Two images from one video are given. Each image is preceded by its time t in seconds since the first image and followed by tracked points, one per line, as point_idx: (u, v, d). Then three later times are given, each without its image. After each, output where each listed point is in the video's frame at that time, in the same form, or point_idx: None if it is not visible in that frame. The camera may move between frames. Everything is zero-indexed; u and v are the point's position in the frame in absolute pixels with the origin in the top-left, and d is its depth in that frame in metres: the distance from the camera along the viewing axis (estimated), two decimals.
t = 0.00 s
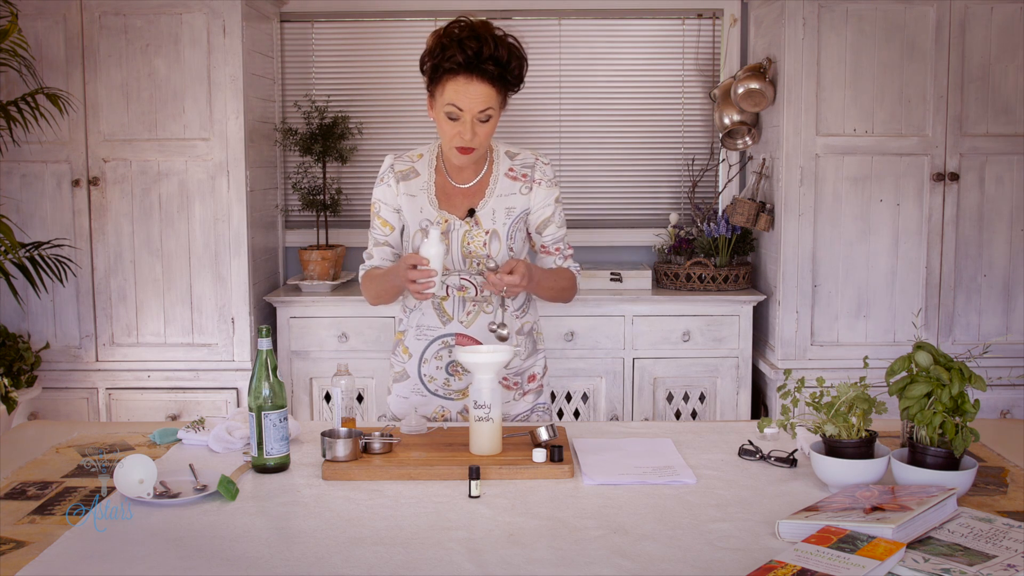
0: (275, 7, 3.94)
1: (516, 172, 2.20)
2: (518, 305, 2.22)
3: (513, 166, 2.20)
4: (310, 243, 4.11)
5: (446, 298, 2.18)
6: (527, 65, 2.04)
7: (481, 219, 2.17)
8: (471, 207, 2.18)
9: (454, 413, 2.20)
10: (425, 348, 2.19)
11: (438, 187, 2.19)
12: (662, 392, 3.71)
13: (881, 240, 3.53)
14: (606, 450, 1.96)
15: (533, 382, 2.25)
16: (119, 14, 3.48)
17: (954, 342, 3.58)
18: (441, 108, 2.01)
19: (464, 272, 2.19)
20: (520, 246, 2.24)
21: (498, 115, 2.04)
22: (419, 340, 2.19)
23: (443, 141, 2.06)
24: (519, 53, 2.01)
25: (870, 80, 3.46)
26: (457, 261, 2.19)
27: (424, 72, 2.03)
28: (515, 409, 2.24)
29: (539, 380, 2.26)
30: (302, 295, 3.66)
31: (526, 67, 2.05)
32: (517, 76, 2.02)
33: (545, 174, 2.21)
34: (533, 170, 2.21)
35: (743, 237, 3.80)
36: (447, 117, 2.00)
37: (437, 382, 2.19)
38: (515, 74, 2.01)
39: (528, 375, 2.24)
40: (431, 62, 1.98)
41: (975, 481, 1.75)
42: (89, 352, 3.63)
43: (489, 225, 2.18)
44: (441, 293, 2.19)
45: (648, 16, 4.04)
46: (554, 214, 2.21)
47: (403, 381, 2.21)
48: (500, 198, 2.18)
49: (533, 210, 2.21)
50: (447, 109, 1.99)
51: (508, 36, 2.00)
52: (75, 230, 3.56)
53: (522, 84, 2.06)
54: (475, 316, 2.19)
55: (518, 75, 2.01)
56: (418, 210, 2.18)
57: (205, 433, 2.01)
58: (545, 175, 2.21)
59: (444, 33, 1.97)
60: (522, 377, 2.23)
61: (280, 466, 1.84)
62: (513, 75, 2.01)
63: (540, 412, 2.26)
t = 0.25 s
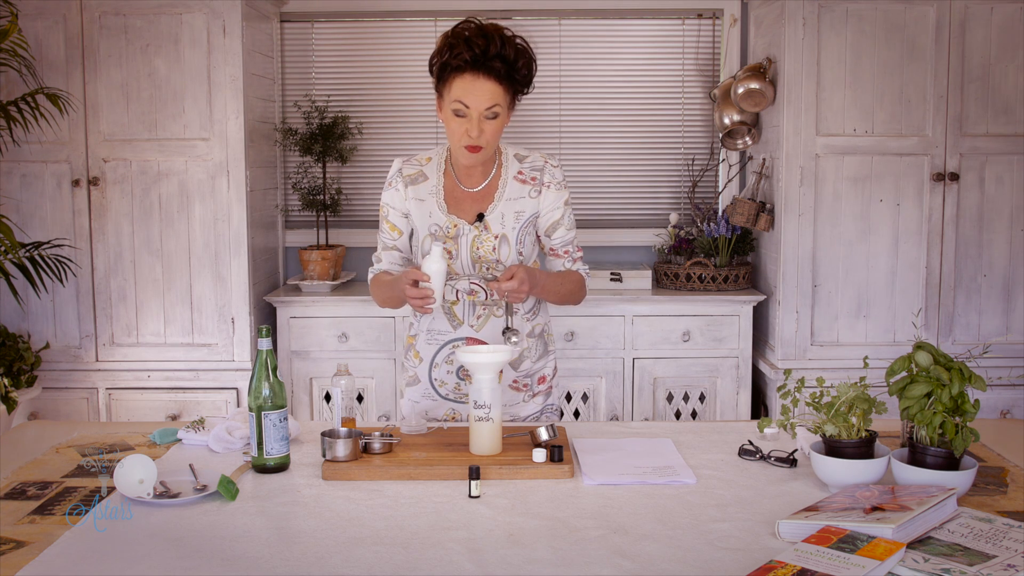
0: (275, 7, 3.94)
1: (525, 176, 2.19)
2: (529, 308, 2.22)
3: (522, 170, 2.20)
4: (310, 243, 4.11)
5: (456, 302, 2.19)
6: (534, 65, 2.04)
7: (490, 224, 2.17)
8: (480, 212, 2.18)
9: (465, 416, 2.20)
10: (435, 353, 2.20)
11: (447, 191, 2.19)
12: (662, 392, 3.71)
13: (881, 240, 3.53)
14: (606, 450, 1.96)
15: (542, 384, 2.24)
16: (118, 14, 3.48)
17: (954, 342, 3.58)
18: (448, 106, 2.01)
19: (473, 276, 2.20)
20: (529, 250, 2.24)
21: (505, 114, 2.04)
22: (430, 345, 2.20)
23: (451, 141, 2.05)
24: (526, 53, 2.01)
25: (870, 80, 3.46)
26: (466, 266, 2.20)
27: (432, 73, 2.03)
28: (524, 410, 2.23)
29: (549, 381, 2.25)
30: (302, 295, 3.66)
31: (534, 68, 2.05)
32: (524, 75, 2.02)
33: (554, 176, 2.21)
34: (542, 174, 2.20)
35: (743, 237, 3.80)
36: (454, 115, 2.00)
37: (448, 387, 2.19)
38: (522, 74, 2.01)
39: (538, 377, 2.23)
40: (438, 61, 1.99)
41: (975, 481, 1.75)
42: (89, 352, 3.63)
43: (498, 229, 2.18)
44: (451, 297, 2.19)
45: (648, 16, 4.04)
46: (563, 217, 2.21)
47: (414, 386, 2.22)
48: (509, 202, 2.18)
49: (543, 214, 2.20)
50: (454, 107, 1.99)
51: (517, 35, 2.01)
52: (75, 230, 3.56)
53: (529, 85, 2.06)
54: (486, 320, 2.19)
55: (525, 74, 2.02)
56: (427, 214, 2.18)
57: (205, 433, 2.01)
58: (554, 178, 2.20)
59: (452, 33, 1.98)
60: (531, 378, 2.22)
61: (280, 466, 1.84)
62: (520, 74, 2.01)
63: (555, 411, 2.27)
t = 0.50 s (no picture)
0: (275, 6, 3.94)
1: (530, 174, 2.19)
2: (535, 309, 2.22)
3: (527, 168, 2.19)
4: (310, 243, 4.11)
5: (462, 303, 2.19)
6: (534, 58, 2.07)
7: (495, 223, 2.17)
8: (485, 211, 2.18)
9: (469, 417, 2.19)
10: (440, 354, 2.20)
11: (452, 190, 2.19)
12: (662, 392, 3.71)
13: (881, 240, 3.53)
14: (606, 450, 1.96)
15: (547, 386, 2.24)
16: (118, 14, 3.48)
17: (954, 342, 3.58)
18: (449, 96, 2.03)
19: (479, 277, 2.20)
20: (534, 249, 2.24)
21: (506, 103, 2.05)
22: (435, 346, 2.20)
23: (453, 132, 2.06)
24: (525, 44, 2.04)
25: (870, 80, 3.46)
26: (472, 265, 2.20)
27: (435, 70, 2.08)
28: (527, 412, 2.22)
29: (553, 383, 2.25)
30: (302, 295, 3.66)
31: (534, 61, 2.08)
32: (523, 65, 2.04)
33: (559, 175, 2.20)
34: (547, 172, 2.20)
35: (743, 237, 3.80)
36: (454, 102, 2.02)
37: (452, 387, 2.19)
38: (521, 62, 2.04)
39: (543, 378, 2.24)
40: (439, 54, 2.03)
41: (975, 481, 1.75)
42: (89, 352, 3.63)
43: (503, 229, 2.18)
44: (457, 299, 2.19)
45: (648, 16, 4.04)
46: (569, 216, 2.20)
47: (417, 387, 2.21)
48: (514, 201, 2.17)
49: (549, 212, 2.20)
50: (454, 94, 2.01)
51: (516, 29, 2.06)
52: (74, 230, 3.56)
53: (530, 77, 2.08)
54: (491, 321, 2.19)
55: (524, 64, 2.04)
56: (432, 214, 2.18)
57: (205, 433, 2.01)
58: (559, 177, 2.20)
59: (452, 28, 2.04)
60: (536, 380, 2.22)
61: (280, 466, 1.84)
62: (519, 63, 2.03)
63: (560, 413, 2.26)
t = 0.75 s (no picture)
0: (275, 6, 3.94)
1: (529, 168, 2.19)
2: (533, 307, 2.23)
3: (525, 162, 2.19)
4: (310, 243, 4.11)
5: (462, 300, 2.19)
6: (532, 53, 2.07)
7: (495, 216, 2.16)
8: (484, 206, 2.17)
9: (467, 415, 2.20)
10: (439, 351, 2.20)
11: (451, 186, 2.18)
12: (662, 392, 3.71)
13: (881, 240, 3.53)
14: (606, 450, 1.96)
15: (547, 385, 2.25)
16: (119, 14, 3.48)
17: (954, 342, 3.58)
18: (447, 91, 2.03)
19: (480, 272, 2.19)
20: (534, 242, 2.23)
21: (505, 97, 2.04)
22: (434, 343, 2.20)
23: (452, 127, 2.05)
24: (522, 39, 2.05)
25: (870, 80, 3.46)
26: (473, 260, 2.18)
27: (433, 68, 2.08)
28: (526, 410, 2.23)
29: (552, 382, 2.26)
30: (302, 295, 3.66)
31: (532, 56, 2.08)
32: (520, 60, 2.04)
33: (558, 168, 2.20)
34: (545, 166, 2.20)
35: (743, 237, 3.80)
36: (452, 97, 2.02)
37: (451, 384, 2.20)
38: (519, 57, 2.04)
39: (542, 378, 2.24)
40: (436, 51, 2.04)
41: (974, 481, 1.75)
42: (89, 351, 3.63)
43: (504, 222, 2.17)
44: (456, 296, 2.19)
45: (648, 16, 4.04)
46: (567, 210, 2.20)
47: (416, 384, 2.22)
48: (513, 195, 2.17)
49: (548, 206, 2.20)
50: (452, 89, 2.01)
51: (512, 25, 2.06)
52: (74, 230, 3.56)
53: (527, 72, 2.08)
54: (490, 319, 2.20)
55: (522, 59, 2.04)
56: (431, 210, 2.17)
57: (205, 433, 2.01)
58: (558, 170, 2.20)
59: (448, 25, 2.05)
60: (535, 379, 2.23)
61: (280, 466, 1.84)
62: (516, 58, 2.03)
63: (557, 412, 2.27)
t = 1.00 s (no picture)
0: (275, 7, 3.94)
1: (522, 159, 2.19)
2: (529, 304, 2.24)
3: (519, 154, 2.19)
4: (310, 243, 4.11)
5: (460, 298, 2.20)
6: (527, 49, 2.08)
7: (491, 209, 2.16)
8: (481, 200, 2.17)
9: (466, 413, 2.21)
10: (437, 349, 2.21)
11: (447, 182, 2.17)
12: (662, 392, 3.71)
13: (881, 240, 3.53)
14: (606, 450, 1.96)
15: (541, 381, 2.26)
16: (119, 14, 3.48)
17: (954, 342, 3.58)
18: (443, 87, 2.03)
19: (478, 266, 2.19)
20: (530, 233, 2.22)
21: (501, 93, 2.05)
22: (432, 342, 2.21)
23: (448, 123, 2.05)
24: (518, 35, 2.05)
25: (870, 80, 3.46)
26: (471, 254, 2.18)
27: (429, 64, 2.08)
28: (522, 408, 2.24)
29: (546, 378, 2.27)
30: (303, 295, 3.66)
31: (527, 52, 2.08)
32: (516, 56, 2.05)
33: (551, 158, 2.21)
34: (538, 156, 2.20)
35: (743, 237, 3.80)
36: (449, 94, 2.02)
37: (450, 382, 2.21)
38: (514, 54, 2.04)
39: (537, 374, 2.25)
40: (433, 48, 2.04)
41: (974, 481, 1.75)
42: (89, 351, 3.63)
43: (499, 214, 2.17)
44: (454, 293, 2.19)
45: (648, 16, 4.04)
46: (561, 200, 2.21)
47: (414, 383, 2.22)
48: (508, 186, 2.17)
49: (542, 196, 2.20)
50: (448, 86, 2.01)
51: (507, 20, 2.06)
52: (75, 230, 3.56)
53: (523, 69, 2.08)
54: (488, 316, 2.20)
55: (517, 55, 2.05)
56: (429, 205, 2.16)
57: (205, 433, 2.01)
58: (551, 160, 2.21)
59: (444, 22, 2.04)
60: (531, 375, 2.24)
61: (280, 466, 1.84)
62: (512, 55, 2.04)
63: (549, 408, 2.28)
